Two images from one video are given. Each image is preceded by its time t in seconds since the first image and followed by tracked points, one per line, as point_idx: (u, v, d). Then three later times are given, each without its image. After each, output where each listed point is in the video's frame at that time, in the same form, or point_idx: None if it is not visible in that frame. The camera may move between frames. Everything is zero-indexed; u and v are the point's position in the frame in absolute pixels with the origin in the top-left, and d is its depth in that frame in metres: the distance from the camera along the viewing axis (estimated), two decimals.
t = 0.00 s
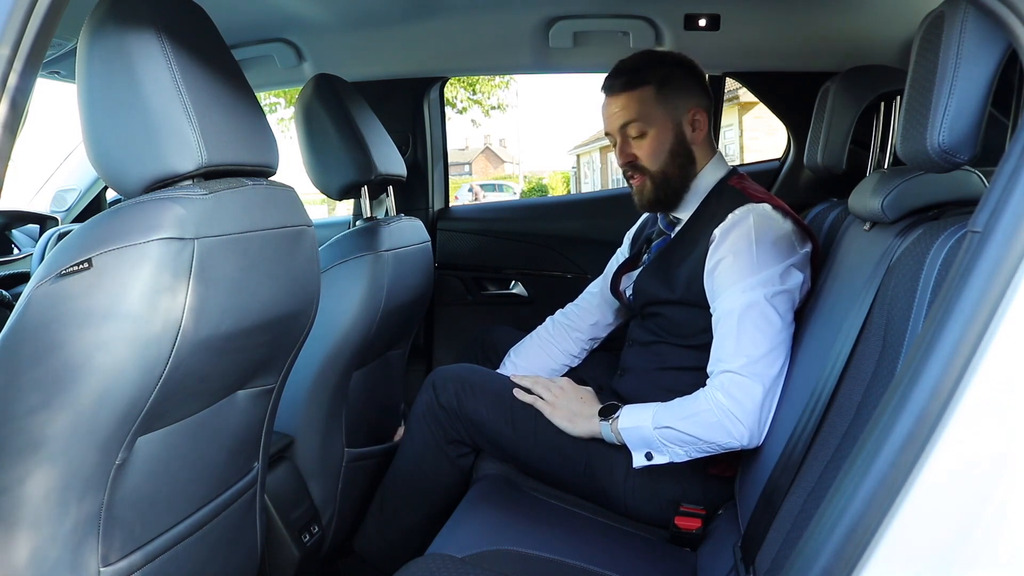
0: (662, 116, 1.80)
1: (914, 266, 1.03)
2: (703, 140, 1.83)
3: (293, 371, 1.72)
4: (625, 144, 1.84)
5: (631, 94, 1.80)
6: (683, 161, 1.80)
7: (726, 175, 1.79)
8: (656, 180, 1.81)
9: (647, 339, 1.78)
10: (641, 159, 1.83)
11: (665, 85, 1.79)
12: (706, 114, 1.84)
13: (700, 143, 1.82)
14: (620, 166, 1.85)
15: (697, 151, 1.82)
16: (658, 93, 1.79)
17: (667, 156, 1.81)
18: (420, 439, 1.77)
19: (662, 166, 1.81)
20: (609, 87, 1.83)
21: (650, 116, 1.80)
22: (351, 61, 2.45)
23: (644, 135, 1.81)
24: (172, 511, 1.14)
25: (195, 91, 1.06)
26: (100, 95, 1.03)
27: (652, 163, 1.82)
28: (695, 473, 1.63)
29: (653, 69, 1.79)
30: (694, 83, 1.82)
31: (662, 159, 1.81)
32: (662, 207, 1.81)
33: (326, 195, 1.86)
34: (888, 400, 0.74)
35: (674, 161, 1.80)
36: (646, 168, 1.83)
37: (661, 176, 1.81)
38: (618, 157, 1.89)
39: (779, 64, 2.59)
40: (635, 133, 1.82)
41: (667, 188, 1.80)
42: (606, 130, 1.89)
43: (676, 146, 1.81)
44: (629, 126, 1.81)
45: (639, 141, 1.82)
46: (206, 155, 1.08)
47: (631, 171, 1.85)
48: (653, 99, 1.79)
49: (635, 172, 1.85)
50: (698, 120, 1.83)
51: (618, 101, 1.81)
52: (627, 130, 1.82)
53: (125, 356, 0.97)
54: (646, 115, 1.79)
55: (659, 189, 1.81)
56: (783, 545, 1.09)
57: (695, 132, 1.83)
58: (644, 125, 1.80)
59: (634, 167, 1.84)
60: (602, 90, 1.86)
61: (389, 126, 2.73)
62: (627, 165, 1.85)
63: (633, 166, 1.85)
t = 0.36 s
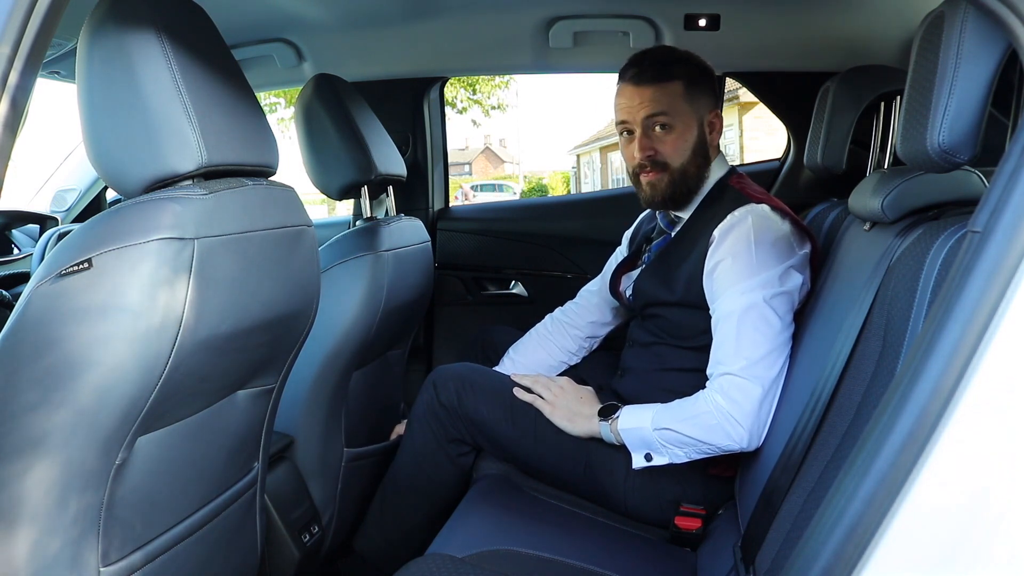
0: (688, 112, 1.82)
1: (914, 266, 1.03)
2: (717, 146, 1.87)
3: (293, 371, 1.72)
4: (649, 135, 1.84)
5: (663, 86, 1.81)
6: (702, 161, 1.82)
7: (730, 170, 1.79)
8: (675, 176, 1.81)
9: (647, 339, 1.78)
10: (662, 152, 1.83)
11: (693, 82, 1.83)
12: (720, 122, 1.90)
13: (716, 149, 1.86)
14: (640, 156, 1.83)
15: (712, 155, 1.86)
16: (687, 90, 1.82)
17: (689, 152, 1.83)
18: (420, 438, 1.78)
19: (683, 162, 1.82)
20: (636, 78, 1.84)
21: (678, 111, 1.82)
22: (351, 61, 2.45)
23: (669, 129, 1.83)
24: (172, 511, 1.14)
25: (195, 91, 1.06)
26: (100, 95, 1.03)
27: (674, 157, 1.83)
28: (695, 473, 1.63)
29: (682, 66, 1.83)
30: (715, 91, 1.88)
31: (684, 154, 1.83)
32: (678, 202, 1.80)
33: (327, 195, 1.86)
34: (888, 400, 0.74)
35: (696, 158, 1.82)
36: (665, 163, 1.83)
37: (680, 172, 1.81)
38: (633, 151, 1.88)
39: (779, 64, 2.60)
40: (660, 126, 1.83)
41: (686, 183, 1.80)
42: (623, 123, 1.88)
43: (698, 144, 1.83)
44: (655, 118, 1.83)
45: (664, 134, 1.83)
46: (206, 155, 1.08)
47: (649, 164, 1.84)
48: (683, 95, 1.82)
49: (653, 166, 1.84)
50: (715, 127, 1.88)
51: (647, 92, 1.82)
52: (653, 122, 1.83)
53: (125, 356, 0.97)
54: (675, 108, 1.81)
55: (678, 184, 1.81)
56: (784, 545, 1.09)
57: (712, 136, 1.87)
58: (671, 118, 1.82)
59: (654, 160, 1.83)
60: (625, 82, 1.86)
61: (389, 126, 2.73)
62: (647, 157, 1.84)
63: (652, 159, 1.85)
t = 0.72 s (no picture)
0: (664, 121, 1.75)
1: (914, 266, 1.03)
2: (704, 147, 1.79)
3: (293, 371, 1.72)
4: (625, 147, 1.81)
5: (634, 99, 1.75)
6: (681, 169, 1.78)
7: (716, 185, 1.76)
8: (652, 188, 1.80)
9: (643, 339, 1.79)
10: (637, 165, 1.80)
11: (671, 91, 1.74)
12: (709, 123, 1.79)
13: (700, 151, 1.79)
14: (616, 168, 1.82)
15: (696, 158, 1.79)
16: (662, 98, 1.74)
17: (664, 165, 1.78)
18: (421, 436, 1.77)
19: (660, 174, 1.78)
20: (614, 89, 1.78)
21: (653, 122, 1.75)
22: (351, 61, 2.45)
23: (645, 141, 1.78)
24: (172, 511, 1.14)
25: (195, 91, 1.06)
26: (100, 95, 1.03)
27: (649, 170, 1.79)
28: (695, 473, 1.63)
29: (658, 75, 1.74)
30: (700, 88, 1.77)
31: (659, 167, 1.78)
32: (654, 213, 1.81)
33: (327, 195, 1.86)
34: (888, 400, 0.74)
35: (674, 167, 1.78)
36: (643, 174, 1.81)
37: (657, 183, 1.79)
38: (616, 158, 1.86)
39: (779, 64, 2.59)
40: (634, 139, 1.78)
41: (664, 194, 1.79)
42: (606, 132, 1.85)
43: (675, 154, 1.77)
44: (629, 132, 1.78)
45: (639, 147, 1.79)
46: (206, 155, 1.08)
47: (629, 174, 1.83)
48: (656, 105, 1.74)
49: (633, 176, 1.83)
50: (700, 128, 1.79)
51: (619, 105, 1.77)
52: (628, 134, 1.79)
53: (125, 356, 0.97)
54: (648, 121, 1.75)
55: (656, 196, 1.80)
56: (784, 545, 1.09)
57: (696, 141, 1.78)
58: (644, 132, 1.76)
59: (632, 171, 1.82)
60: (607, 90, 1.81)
61: (389, 126, 2.73)
62: (624, 168, 1.83)
63: (630, 170, 1.83)
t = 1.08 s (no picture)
0: (623, 137, 1.79)
1: (915, 266, 1.03)
2: (668, 158, 1.82)
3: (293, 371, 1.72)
4: (588, 161, 1.86)
5: (593, 115, 1.79)
6: (642, 183, 1.81)
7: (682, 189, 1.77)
8: (615, 201, 1.85)
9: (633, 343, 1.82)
10: (600, 178, 1.86)
11: (629, 107, 1.77)
12: (672, 135, 1.82)
13: (664, 164, 1.82)
14: (580, 182, 1.88)
15: (660, 170, 1.82)
16: (621, 114, 1.78)
17: (626, 179, 1.82)
18: (424, 435, 1.78)
19: (621, 187, 1.83)
20: (575, 104, 1.83)
21: (611, 138, 1.80)
22: (352, 61, 2.45)
23: (605, 156, 1.82)
24: (172, 511, 1.14)
25: (195, 90, 1.06)
26: (100, 96, 1.03)
27: (611, 184, 1.85)
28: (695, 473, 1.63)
29: (616, 91, 1.77)
30: (660, 101, 1.80)
31: (620, 181, 1.83)
32: (619, 224, 1.87)
33: (327, 195, 1.86)
34: (888, 400, 0.74)
35: (634, 181, 1.82)
36: (606, 188, 1.86)
37: (619, 197, 1.84)
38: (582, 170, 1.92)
39: (780, 65, 2.59)
40: (595, 154, 1.83)
41: (626, 207, 1.84)
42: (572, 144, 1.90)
43: (636, 169, 1.81)
44: (590, 147, 1.83)
45: (601, 162, 1.84)
46: (206, 155, 1.08)
47: (592, 187, 1.89)
48: (614, 121, 1.78)
49: (598, 188, 1.89)
50: (663, 140, 1.81)
51: (581, 121, 1.82)
52: (589, 149, 1.84)
53: (124, 357, 0.97)
54: (606, 138, 1.79)
55: (619, 209, 1.85)
56: (783, 545, 1.09)
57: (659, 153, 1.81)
58: (604, 148, 1.81)
59: (595, 184, 1.88)
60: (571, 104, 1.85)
61: (389, 126, 2.73)
62: (589, 181, 1.88)
63: (594, 183, 1.89)
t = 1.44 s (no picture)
0: (596, 147, 1.82)
1: (915, 266, 1.03)
2: (642, 164, 1.85)
3: (293, 371, 1.72)
4: (563, 174, 1.88)
5: (565, 128, 1.82)
6: (618, 190, 1.84)
7: (661, 190, 1.77)
8: (594, 211, 1.88)
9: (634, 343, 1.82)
10: (577, 190, 1.88)
11: (599, 116, 1.80)
12: (644, 141, 1.85)
13: (638, 169, 1.85)
14: (558, 195, 1.91)
15: (635, 176, 1.85)
16: (592, 125, 1.81)
17: (602, 188, 1.85)
18: (424, 436, 1.78)
19: (599, 198, 1.86)
20: (545, 118, 1.85)
21: (584, 150, 1.83)
22: (352, 61, 2.45)
23: (580, 168, 1.85)
24: (172, 511, 1.14)
25: (195, 90, 1.06)
26: (99, 97, 1.03)
27: (587, 194, 1.87)
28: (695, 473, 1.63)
29: (584, 102, 1.81)
30: (629, 109, 1.83)
31: (597, 190, 1.86)
32: (600, 233, 1.90)
33: (326, 195, 1.86)
34: (888, 400, 0.74)
35: (611, 189, 1.85)
36: (584, 199, 1.89)
37: (598, 207, 1.87)
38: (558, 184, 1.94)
39: (782, 65, 2.58)
40: (570, 166, 1.86)
41: (606, 216, 1.87)
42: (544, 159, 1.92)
43: (611, 177, 1.84)
44: (565, 159, 1.85)
45: (576, 173, 1.86)
46: (206, 155, 1.08)
47: (570, 200, 1.91)
48: (585, 133, 1.81)
49: (576, 200, 1.91)
50: (636, 147, 1.84)
51: (552, 136, 1.84)
52: (564, 163, 1.86)
53: (124, 357, 0.97)
54: (579, 150, 1.82)
55: (598, 218, 1.88)
56: (784, 545, 1.09)
57: (632, 160, 1.84)
58: (579, 159, 1.83)
59: (573, 197, 1.90)
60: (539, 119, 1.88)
61: (389, 126, 2.73)
62: (566, 195, 1.91)
63: (571, 195, 1.91)
